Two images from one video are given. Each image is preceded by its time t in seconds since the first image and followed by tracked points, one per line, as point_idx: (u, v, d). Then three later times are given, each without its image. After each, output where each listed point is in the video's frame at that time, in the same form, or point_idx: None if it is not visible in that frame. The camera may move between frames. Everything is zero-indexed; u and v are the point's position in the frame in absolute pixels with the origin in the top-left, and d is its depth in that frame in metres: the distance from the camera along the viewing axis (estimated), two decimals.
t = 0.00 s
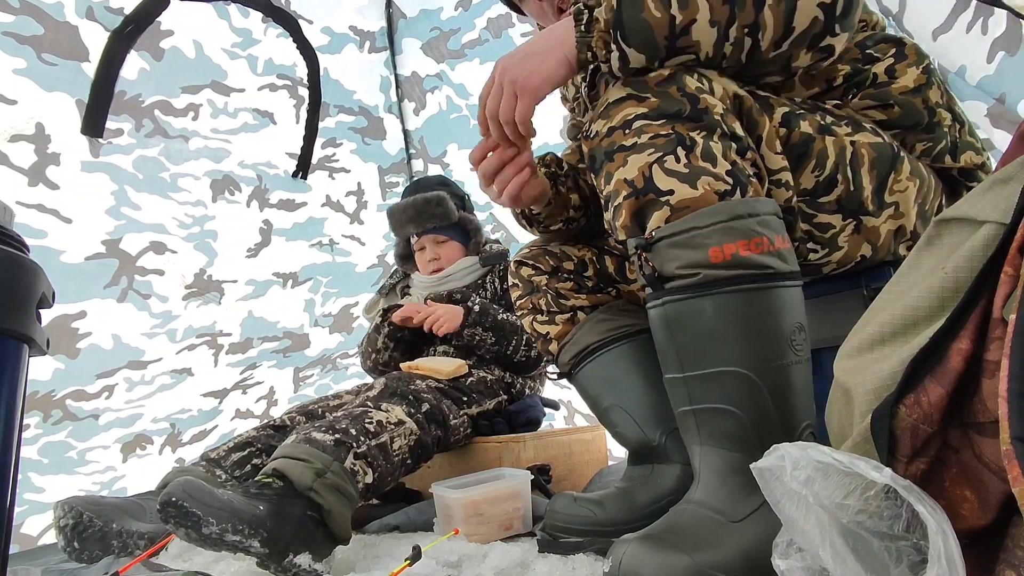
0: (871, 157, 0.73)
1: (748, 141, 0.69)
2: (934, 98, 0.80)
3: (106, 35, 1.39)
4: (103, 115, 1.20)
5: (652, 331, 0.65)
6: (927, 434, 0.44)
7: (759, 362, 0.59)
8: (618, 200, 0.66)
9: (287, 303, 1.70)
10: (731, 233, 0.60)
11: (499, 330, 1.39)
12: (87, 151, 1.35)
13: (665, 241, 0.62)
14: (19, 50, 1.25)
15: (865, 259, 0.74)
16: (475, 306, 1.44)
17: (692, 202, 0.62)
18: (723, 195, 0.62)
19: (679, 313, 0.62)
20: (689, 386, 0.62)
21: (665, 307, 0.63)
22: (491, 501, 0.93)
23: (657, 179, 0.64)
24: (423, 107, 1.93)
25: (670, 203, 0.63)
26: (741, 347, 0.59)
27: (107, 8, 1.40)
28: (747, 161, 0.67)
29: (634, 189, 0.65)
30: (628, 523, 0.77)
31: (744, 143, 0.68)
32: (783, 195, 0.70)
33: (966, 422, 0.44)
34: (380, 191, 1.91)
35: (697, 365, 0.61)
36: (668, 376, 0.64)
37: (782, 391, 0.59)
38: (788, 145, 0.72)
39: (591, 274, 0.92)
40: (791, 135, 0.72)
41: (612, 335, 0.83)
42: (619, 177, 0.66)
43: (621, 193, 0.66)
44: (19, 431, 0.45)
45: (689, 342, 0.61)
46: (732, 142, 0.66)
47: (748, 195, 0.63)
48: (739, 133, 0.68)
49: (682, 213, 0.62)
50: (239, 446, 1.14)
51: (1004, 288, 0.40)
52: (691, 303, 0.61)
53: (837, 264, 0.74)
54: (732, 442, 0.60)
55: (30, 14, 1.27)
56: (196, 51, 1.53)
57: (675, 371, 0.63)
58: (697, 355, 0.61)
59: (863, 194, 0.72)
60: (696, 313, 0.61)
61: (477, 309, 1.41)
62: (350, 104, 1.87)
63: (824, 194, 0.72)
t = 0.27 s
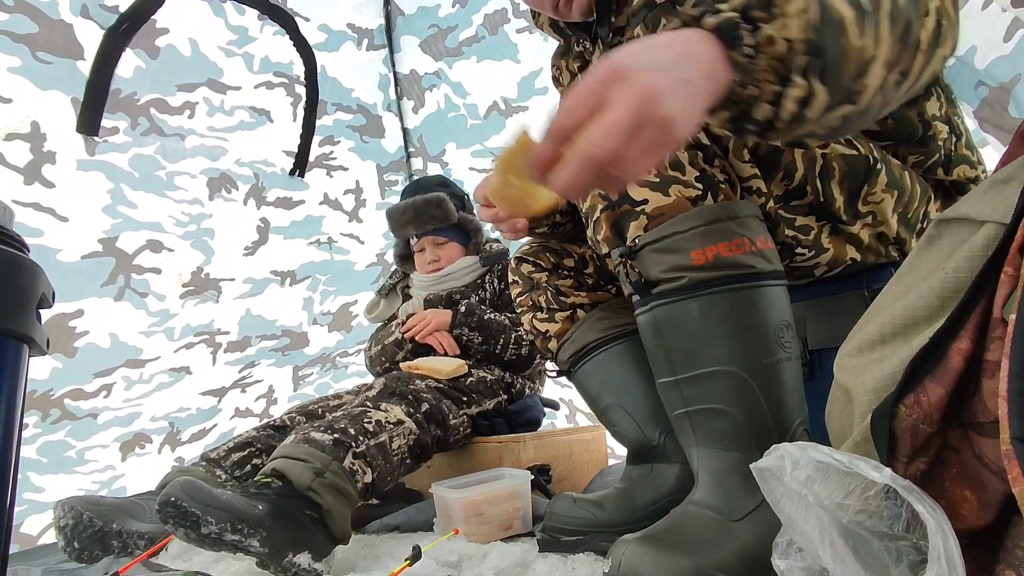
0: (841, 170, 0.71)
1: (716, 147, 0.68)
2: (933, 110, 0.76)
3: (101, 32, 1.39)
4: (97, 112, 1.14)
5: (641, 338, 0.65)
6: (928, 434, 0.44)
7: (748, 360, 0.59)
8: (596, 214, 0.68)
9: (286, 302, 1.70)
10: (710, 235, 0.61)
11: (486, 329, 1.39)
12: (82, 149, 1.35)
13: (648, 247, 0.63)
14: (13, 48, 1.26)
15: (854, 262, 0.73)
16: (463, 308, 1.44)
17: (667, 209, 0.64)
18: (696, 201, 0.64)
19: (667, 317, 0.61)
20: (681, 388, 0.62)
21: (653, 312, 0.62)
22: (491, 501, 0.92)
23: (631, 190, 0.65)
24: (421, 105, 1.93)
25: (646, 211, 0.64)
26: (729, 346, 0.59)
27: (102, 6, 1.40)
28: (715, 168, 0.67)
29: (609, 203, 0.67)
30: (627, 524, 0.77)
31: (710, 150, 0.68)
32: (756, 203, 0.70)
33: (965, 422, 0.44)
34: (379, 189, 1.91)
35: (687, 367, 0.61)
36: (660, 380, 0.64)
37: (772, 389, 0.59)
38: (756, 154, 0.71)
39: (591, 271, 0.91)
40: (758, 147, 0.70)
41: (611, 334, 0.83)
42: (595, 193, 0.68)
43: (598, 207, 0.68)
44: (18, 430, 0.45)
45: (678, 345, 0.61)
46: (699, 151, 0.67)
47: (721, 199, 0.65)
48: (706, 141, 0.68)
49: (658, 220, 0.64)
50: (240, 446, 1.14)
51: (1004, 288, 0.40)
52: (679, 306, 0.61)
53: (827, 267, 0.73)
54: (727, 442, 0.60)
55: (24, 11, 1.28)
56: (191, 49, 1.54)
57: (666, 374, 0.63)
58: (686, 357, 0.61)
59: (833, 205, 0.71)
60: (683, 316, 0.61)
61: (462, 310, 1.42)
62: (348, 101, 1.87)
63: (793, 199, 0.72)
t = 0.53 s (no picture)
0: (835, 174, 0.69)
1: (713, 150, 0.70)
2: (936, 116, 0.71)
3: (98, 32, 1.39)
4: (97, 108, 1.15)
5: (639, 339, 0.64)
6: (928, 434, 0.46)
7: (747, 361, 0.59)
8: (595, 216, 0.68)
9: (285, 301, 1.70)
10: (710, 237, 0.60)
11: (487, 329, 1.39)
12: (80, 148, 1.35)
13: (647, 249, 0.63)
14: (11, 47, 1.26)
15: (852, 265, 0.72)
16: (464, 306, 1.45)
17: (665, 210, 0.63)
18: (693, 202, 0.64)
19: (667, 317, 0.60)
20: (681, 390, 0.61)
21: (652, 313, 0.61)
22: (491, 501, 0.93)
23: (629, 192, 0.66)
24: (419, 104, 1.93)
25: (644, 213, 0.64)
26: (730, 347, 0.59)
27: (99, 5, 1.39)
28: (714, 169, 0.68)
29: (608, 204, 0.67)
30: (628, 525, 0.78)
31: (707, 152, 0.69)
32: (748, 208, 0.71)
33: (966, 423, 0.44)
34: (378, 188, 1.91)
35: (688, 368, 0.60)
36: (659, 382, 0.63)
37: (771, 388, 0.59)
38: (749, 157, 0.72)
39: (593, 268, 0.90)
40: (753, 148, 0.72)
41: (611, 334, 0.82)
42: (593, 194, 0.69)
43: (597, 208, 0.68)
44: (19, 430, 0.45)
45: (677, 347, 0.60)
46: (698, 152, 0.68)
47: (719, 200, 0.65)
48: (704, 144, 0.69)
49: (657, 222, 0.64)
50: (240, 446, 1.14)
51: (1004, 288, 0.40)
52: (677, 307, 0.60)
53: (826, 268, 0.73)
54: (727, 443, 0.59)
55: (22, 11, 1.28)
56: (189, 48, 1.53)
57: (665, 376, 0.62)
58: (687, 358, 0.60)
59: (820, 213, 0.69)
60: (684, 317, 0.60)
61: (464, 309, 1.43)
62: (346, 100, 1.87)
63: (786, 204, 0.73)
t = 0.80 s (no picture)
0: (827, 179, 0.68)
1: (707, 153, 0.70)
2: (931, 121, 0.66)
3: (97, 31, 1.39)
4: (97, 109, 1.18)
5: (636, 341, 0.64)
6: (928, 434, 0.45)
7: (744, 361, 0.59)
8: (590, 219, 0.69)
9: (284, 301, 1.70)
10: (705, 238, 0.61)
11: (489, 333, 1.38)
12: (79, 148, 1.35)
13: (642, 251, 0.63)
14: (9, 46, 1.26)
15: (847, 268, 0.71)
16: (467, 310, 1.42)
17: (660, 212, 0.64)
18: (687, 203, 0.64)
19: (664, 319, 0.61)
20: (679, 391, 0.62)
21: (648, 315, 0.62)
22: (491, 501, 0.92)
23: (623, 195, 0.66)
24: (418, 104, 1.93)
25: (638, 216, 0.64)
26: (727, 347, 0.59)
27: (97, 5, 1.39)
28: (707, 172, 0.69)
29: (603, 208, 0.67)
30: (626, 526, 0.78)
31: (701, 156, 0.69)
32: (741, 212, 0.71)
33: (966, 422, 0.44)
34: (377, 188, 1.91)
35: (686, 368, 0.61)
36: (657, 383, 0.63)
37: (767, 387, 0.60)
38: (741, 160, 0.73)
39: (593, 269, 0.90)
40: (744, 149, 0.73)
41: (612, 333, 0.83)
42: (588, 198, 0.69)
43: (592, 212, 0.68)
44: (19, 430, 0.45)
45: (674, 348, 0.61)
46: (691, 156, 0.69)
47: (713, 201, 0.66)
48: (697, 147, 0.69)
49: (651, 224, 0.64)
50: (239, 446, 1.14)
51: (1004, 289, 0.40)
52: (674, 308, 0.60)
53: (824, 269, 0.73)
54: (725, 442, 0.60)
55: (19, 10, 1.28)
56: (187, 47, 1.53)
57: (663, 378, 0.62)
58: (684, 359, 0.61)
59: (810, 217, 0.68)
60: (681, 318, 0.60)
61: (466, 314, 1.40)
62: (345, 100, 1.88)
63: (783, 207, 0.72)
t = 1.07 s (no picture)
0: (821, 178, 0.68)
1: (705, 152, 0.70)
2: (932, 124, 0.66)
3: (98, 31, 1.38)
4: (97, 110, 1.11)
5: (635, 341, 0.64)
6: (926, 433, 0.45)
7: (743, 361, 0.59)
8: (587, 220, 0.69)
9: (285, 302, 1.70)
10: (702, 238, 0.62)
11: (503, 339, 1.38)
12: (80, 149, 1.35)
13: (639, 252, 0.64)
14: (11, 46, 1.25)
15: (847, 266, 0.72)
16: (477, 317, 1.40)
17: (658, 213, 0.65)
18: (685, 204, 0.66)
19: (664, 318, 0.61)
20: (678, 390, 0.62)
21: (646, 314, 0.62)
22: (491, 501, 0.92)
23: (620, 196, 0.67)
24: (418, 104, 1.93)
25: (636, 216, 0.66)
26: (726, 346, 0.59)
27: (98, 4, 1.39)
28: (704, 173, 0.69)
29: (600, 209, 0.68)
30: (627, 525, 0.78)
31: (699, 156, 0.69)
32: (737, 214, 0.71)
33: (966, 422, 0.44)
34: (377, 188, 1.91)
35: (685, 367, 0.61)
36: (655, 382, 0.63)
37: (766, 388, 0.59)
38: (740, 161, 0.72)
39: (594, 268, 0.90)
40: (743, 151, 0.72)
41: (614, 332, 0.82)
42: (586, 199, 0.69)
43: (589, 213, 0.69)
44: (19, 430, 0.45)
45: (672, 347, 0.61)
46: (687, 157, 0.69)
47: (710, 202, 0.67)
48: (694, 148, 0.69)
49: (648, 224, 0.65)
50: (240, 446, 1.14)
51: (1004, 288, 0.40)
52: (671, 307, 0.61)
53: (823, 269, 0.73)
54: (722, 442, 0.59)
55: (21, 10, 1.27)
56: (189, 47, 1.53)
57: (662, 377, 0.62)
58: (684, 357, 0.61)
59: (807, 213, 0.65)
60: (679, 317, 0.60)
61: (477, 322, 1.38)
62: (345, 100, 1.87)
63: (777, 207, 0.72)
